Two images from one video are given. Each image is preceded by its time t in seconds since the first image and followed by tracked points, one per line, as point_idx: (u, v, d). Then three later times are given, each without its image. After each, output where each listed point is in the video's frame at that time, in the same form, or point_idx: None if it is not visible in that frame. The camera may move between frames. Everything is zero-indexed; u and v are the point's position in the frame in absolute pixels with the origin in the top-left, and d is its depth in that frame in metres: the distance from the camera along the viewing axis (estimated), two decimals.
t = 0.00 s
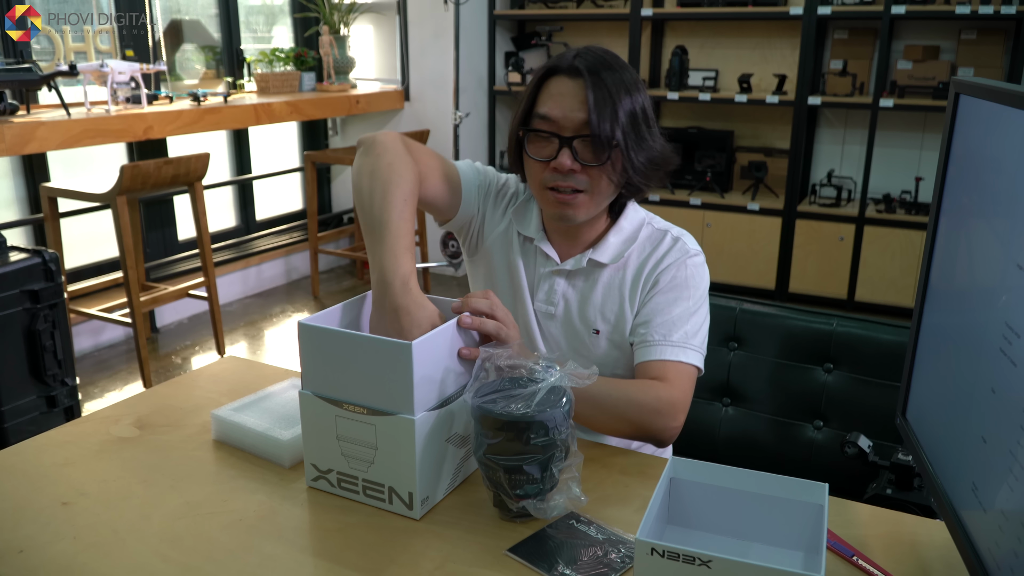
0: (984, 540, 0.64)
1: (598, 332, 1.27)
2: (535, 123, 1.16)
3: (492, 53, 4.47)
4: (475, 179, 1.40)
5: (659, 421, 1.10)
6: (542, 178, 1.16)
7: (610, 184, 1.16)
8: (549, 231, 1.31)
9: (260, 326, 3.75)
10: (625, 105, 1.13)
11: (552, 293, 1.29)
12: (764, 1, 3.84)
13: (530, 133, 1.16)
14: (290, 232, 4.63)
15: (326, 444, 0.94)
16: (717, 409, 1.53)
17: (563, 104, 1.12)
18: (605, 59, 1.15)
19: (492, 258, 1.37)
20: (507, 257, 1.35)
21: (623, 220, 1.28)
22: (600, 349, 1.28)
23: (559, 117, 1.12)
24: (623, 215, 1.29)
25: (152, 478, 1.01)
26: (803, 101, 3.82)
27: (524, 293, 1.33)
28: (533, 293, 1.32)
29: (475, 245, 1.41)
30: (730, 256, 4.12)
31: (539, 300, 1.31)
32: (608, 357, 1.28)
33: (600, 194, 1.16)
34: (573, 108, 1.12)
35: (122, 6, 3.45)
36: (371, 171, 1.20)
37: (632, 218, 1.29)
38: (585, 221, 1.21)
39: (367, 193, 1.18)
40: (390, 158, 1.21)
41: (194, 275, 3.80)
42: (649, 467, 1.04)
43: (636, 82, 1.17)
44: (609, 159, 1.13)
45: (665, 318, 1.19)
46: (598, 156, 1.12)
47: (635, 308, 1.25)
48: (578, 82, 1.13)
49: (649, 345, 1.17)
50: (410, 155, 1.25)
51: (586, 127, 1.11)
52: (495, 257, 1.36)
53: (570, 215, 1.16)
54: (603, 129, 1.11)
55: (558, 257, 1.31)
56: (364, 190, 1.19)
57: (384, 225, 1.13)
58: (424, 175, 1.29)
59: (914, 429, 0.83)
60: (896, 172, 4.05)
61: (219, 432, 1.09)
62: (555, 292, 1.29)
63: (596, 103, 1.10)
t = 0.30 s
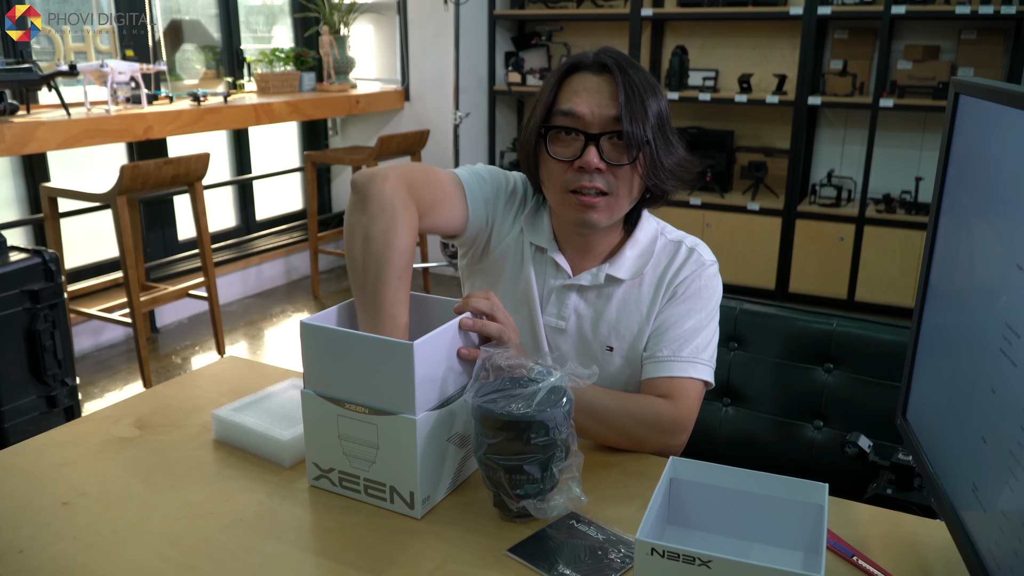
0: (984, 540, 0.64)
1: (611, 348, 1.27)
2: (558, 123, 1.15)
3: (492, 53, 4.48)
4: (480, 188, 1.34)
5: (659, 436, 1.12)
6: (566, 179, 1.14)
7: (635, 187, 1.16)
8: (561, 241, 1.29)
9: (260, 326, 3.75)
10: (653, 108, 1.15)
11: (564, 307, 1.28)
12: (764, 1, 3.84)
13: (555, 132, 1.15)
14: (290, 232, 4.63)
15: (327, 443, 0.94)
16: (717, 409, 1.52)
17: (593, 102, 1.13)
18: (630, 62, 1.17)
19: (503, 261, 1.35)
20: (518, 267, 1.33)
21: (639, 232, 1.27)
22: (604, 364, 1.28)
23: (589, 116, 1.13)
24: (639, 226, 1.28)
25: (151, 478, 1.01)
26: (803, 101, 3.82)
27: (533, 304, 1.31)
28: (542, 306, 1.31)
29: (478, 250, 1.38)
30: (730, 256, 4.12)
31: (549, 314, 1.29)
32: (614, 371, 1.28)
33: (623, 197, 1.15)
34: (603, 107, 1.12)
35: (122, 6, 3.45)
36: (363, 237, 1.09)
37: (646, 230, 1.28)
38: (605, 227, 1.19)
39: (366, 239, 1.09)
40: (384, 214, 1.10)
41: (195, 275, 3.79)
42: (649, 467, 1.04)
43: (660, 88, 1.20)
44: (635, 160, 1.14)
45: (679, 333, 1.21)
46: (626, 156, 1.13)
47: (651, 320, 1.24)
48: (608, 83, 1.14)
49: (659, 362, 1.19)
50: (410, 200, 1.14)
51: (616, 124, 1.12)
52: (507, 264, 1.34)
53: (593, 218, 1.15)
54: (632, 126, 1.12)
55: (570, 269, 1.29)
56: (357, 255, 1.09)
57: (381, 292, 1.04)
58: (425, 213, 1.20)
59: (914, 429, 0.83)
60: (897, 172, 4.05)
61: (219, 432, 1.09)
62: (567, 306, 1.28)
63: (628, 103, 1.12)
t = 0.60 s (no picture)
0: (985, 541, 0.64)
1: (612, 350, 1.26)
2: (546, 125, 1.15)
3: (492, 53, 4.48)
4: (474, 191, 1.34)
5: (659, 441, 1.12)
6: (557, 181, 1.14)
7: (627, 188, 1.15)
8: (556, 243, 1.29)
9: (260, 326, 3.75)
10: (642, 108, 1.15)
11: (562, 309, 1.28)
12: (764, 1, 3.84)
13: (543, 134, 1.15)
14: (290, 232, 4.63)
15: (328, 443, 0.94)
16: (717, 409, 1.52)
17: (580, 103, 1.13)
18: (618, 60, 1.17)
19: (501, 264, 1.35)
20: (517, 272, 1.34)
21: (637, 231, 1.27)
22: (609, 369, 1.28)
23: (575, 116, 1.13)
24: (636, 225, 1.28)
25: (151, 478, 1.01)
26: (803, 101, 3.82)
27: (531, 307, 1.30)
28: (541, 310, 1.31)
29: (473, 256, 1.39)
30: (730, 256, 4.12)
31: (547, 317, 1.29)
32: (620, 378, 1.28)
33: (616, 198, 1.15)
34: (590, 107, 1.12)
35: (122, 6, 3.44)
36: (348, 240, 1.09)
37: (644, 228, 1.28)
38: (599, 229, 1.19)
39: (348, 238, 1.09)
40: (370, 219, 1.09)
41: (195, 275, 3.80)
42: (649, 467, 1.04)
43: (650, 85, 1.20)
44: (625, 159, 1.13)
45: (678, 334, 1.21)
46: (615, 157, 1.13)
47: (652, 321, 1.24)
48: (594, 83, 1.14)
49: (660, 366, 1.19)
50: (398, 204, 1.13)
51: (604, 122, 1.12)
52: (504, 267, 1.35)
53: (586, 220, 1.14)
54: (620, 125, 1.11)
55: (567, 272, 1.29)
56: (344, 260, 1.09)
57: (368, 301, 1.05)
58: (414, 214, 1.18)
59: (914, 429, 0.83)
60: (897, 173, 4.05)
61: (219, 432, 1.09)
62: (565, 308, 1.28)
63: (615, 103, 1.12)
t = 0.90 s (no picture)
0: (984, 541, 0.64)
1: (608, 341, 1.27)
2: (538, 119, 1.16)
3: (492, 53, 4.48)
4: (481, 183, 1.37)
5: (663, 437, 1.13)
6: (546, 175, 1.15)
7: (617, 182, 1.15)
8: (557, 233, 1.30)
9: (260, 326, 3.75)
10: (631, 101, 1.14)
11: (560, 297, 1.29)
12: (764, 1, 3.84)
13: (534, 129, 1.16)
14: (290, 232, 4.63)
15: (327, 442, 0.94)
16: (717, 409, 1.52)
17: (564, 98, 1.13)
18: (610, 54, 1.16)
19: (504, 258, 1.36)
20: (519, 261, 1.34)
21: (638, 227, 1.27)
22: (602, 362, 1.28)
23: (560, 111, 1.13)
24: (639, 221, 1.28)
25: (151, 478, 1.01)
26: (803, 101, 3.82)
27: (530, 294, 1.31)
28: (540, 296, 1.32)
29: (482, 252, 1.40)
30: (730, 256, 4.12)
31: (546, 304, 1.30)
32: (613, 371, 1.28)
33: (605, 192, 1.15)
34: (574, 102, 1.12)
35: (122, 6, 3.43)
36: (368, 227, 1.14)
37: (647, 225, 1.28)
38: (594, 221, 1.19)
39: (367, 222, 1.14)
40: (384, 208, 1.14)
41: (195, 275, 3.80)
42: (649, 467, 1.04)
43: (645, 77, 1.18)
44: (613, 155, 1.13)
45: (679, 334, 1.19)
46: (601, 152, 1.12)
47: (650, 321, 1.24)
48: (581, 77, 1.13)
49: (660, 364, 1.18)
50: (409, 196, 1.18)
51: (588, 120, 1.11)
52: (507, 258, 1.35)
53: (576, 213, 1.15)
54: (605, 122, 1.11)
55: (567, 260, 1.30)
56: (365, 247, 1.13)
57: (384, 286, 1.08)
58: (428, 208, 1.24)
59: (914, 429, 0.83)
60: (897, 173, 4.05)
61: (219, 432, 1.09)
62: (563, 295, 1.29)
63: (597, 97, 1.11)
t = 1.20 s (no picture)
0: (984, 541, 0.64)
1: (609, 329, 1.28)
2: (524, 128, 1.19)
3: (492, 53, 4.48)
4: (461, 196, 1.50)
5: (690, 423, 1.12)
6: (534, 182, 1.19)
7: (599, 188, 1.16)
8: (558, 230, 1.33)
9: (260, 326, 3.75)
10: (605, 107, 1.13)
11: (562, 288, 1.30)
12: (764, 1, 3.84)
13: (520, 138, 1.19)
14: (290, 232, 4.63)
15: (346, 387, 0.96)
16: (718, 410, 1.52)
17: (540, 109, 1.14)
18: (587, 59, 1.15)
19: (506, 239, 1.39)
20: (507, 258, 1.38)
21: (638, 219, 1.28)
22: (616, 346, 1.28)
23: (538, 122, 1.14)
24: (639, 213, 1.29)
25: (151, 478, 1.01)
26: (803, 101, 3.82)
27: (537, 287, 1.35)
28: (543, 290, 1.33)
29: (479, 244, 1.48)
30: (730, 256, 4.12)
31: (549, 296, 1.31)
32: (631, 358, 1.28)
33: (589, 198, 1.17)
34: (548, 112, 1.13)
35: (122, 6, 3.45)
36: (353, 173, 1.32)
37: (646, 217, 1.29)
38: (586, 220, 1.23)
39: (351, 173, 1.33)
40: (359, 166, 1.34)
41: (195, 275, 3.80)
42: (649, 466, 1.04)
43: (626, 77, 1.16)
44: (591, 163, 1.14)
45: (691, 326, 1.20)
46: (576, 160, 1.13)
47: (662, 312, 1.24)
48: (555, 85, 1.14)
49: (676, 357, 1.18)
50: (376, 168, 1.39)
51: (562, 131, 1.12)
52: (495, 256, 1.41)
53: (563, 214, 1.20)
54: (580, 132, 1.11)
55: (568, 253, 1.32)
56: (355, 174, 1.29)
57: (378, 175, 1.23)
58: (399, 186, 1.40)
59: (914, 429, 0.83)
60: (897, 173, 4.04)
61: (220, 432, 1.09)
62: (565, 286, 1.30)
63: (569, 106, 1.11)
